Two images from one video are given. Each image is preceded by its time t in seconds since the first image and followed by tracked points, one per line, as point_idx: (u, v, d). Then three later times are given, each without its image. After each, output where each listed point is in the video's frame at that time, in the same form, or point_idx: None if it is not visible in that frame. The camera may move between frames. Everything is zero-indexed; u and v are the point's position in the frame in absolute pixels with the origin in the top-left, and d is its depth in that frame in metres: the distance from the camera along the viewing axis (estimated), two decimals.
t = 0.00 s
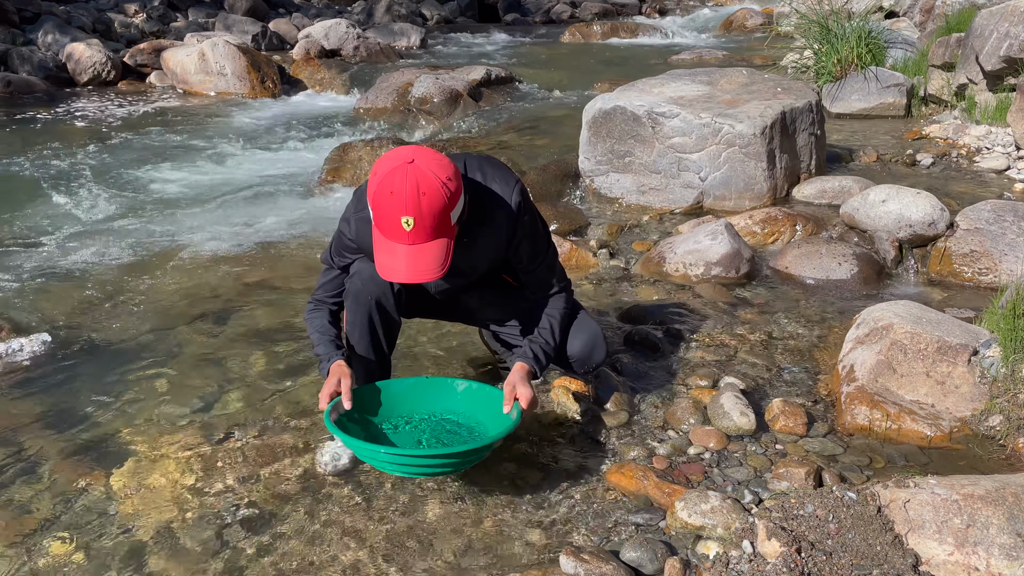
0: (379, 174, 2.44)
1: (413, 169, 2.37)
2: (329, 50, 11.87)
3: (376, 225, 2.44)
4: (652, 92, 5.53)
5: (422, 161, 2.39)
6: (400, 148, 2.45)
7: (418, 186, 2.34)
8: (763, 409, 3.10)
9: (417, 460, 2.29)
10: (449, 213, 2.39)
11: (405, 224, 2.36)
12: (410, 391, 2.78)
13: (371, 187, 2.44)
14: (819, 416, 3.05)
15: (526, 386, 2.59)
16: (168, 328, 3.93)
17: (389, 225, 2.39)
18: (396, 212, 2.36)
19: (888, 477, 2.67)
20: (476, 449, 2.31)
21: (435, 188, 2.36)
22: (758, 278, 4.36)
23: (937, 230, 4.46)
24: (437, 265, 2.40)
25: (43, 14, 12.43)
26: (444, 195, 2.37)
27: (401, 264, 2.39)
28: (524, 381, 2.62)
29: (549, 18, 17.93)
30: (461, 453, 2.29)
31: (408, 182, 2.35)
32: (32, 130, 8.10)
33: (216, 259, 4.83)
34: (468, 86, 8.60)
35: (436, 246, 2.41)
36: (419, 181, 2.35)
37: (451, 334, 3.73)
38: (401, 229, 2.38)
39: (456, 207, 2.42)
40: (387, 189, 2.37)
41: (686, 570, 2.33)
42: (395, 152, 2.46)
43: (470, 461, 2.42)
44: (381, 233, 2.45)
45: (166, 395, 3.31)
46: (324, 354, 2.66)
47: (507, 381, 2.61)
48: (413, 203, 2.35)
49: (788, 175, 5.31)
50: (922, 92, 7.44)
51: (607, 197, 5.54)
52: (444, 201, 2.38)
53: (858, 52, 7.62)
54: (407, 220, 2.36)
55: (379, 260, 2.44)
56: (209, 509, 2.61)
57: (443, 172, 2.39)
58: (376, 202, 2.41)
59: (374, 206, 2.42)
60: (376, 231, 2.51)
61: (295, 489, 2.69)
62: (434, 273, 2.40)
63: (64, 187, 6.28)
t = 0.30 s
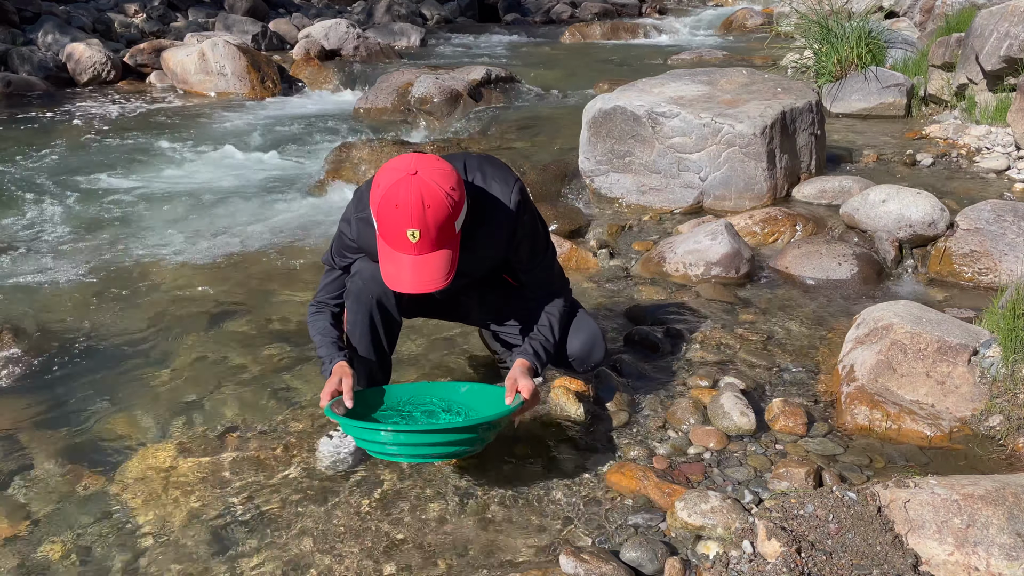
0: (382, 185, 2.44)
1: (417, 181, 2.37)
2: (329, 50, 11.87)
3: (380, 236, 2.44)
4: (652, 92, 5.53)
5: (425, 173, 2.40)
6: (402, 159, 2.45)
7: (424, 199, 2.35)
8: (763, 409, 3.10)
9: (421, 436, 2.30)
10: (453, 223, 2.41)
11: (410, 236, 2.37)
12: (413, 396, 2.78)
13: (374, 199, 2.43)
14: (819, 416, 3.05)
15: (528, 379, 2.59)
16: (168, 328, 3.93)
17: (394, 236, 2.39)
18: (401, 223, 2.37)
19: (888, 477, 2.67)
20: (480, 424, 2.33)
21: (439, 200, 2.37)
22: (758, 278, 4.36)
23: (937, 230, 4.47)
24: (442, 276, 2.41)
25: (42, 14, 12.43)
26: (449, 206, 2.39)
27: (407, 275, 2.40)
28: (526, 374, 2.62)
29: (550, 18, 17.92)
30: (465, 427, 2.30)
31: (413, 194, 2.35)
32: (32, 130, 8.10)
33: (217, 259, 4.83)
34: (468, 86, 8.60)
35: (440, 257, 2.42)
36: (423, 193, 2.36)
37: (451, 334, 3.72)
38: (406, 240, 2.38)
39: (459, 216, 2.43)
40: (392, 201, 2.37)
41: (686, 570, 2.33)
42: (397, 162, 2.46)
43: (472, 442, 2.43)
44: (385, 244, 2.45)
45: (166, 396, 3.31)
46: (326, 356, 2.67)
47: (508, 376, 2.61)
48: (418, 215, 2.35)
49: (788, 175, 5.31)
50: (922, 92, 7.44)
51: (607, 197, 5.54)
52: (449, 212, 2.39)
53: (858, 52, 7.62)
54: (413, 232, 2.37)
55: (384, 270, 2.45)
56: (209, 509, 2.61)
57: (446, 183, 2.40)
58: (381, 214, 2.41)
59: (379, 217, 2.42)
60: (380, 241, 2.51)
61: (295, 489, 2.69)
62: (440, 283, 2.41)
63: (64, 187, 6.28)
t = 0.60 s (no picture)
0: (383, 188, 2.44)
1: (418, 184, 2.38)
2: (329, 50, 11.87)
3: (381, 239, 2.44)
4: (652, 92, 5.53)
5: (425, 175, 2.40)
6: (403, 162, 2.45)
7: (425, 202, 2.36)
8: (763, 409, 3.10)
9: (418, 424, 2.29)
10: (454, 226, 2.41)
11: (412, 240, 2.38)
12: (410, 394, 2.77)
13: (375, 202, 2.44)
14: (819, 416, 3.05)
15: (525, 377, 2.59)
16: (168, 328, 3.94)
17: (396, 240, 2.40)
18: (403, 227, 2.37)
19: (888, 477, 2.67)
20: (478, 408, 2.32)
21: (440, 203, 2.38)
22: (758, 278, 4.36)
23: (937, 230, 4.47)
24: (444, 278, 2.42)
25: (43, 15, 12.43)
26: (450, 209, 2.39)
27: (409, 278, 2.40)
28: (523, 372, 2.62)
29: (550, 18, 17.93)
30: (462, 411, 2.29)
31: (414, 198, 2.36)
32: (32, 130, 8.10)
33: (216, 259, 4.83)
34: (468, 86, 8.60)
35: (442, 259, 2.43)
36: (424, 197, 2.36)
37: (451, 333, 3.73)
38: (407, 244, 2.39)
39: (460, 219, 2.44)
40: (393, 204, 2.38)
41: (686, 570, 2.33)
42: (397, 165, 2.46)
43: (471, 429, 2.42)
44: (386, 247, 2.45)
45: (166, 396, 3.31)
46: (325, 355, 2.67)
47: (506, 374, 2.61)
48: (420, 219, 2.36)
49: (788, 175, 5.31)
50: (922, 92, 7.44)
51: (607, 197, 5.54)
52: (450, 215, 2.39)
53: (857, 52, 7.63)
54: (415, 236, 2.37)
55: (385, 273, 2.45)
56: (210, 510, 2.61)
57: (447, 186, 2.40)
58: (381, 217, 2.41)
59: (380, 220, 2.42)
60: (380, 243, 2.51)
61: (296, 489, 2.69)
62: (442, 286, 2.42)
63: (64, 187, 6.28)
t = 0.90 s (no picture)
0: (382, 185, 2.45)
1: (417, 178, 2.39)
2: (329, 50, 11.87)
3: (380, 235, 2.45)
4: (652, 92, 5.53)
5: (424, 171, 2.42)
6: (402, 159, 2.47)
7: (424, 196, 2.36)
8: (763, 409, 3.10)
9: (421, 414, 2.28)
10: (453, 221, 2.42)
11: (411, 234, 2.38)
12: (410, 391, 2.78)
13: (375, 198, 2.44)
14: (819, 416, 3.05)
15: (525, 376, 2.61)
16: (168, 328, 3.94)
17: (395, 235, 2.40)
18: (403, 222, 2.37)
19: (888, 477, 2.67)
20: (480, 397, 2.33)
21: (439, 197, 2.38)
22: (758, 278, 4.36)
23: (937, 230, 4.47)
24: (444, 273, 2.42)
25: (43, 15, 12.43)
26: (449, 203, 2.40)
27: (409, 273, 2.40)
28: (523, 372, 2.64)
29: (549, 18, 17.93)
30: (465, 401, 2.30)
31: (413, 192, 2.37)
32: (32, 130, 8.10)
33: (216, 259, 4.83)
34: (468, 86, 8.60)
35: (441, 255, 2.43)
36: (424, 191, 2.37)
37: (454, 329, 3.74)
38: (407, 239, 2.39)
39: (459, 214, 2.44)
40: (393, 199, 2.38)
41: (686, 570, 2.33)
42: (397, 162, 2.48)
43: (471, 422, 2.42)
44: (386, 243, 2.45)
45: (166, 396, 3.31)
46: (324, 358, 2.67)
47: (506, 374, 2.64)
48: (420, 213, 2.36)
49: (788, 175, 5.31)
50: (922, 92, 7.44)
51: (607, 197, 5.54)
52: (449, 209, 2.40)
53: (857, 52, 7.63)
54: (414, 230, 2.37)
55: (385, 270, 2.45)
56: (211, 510, 2.61)
57: (446, 181, 2.42)
58: (381, 213, 2.42)
59: (379, 216, 2.43)
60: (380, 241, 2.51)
61: (296, 490, 2.69)
62: (442, 281, 2.41)
63: (63, 187, 6.28)
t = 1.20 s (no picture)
0: (383, 186, 2.45)
1: (417, 179, 2.40)
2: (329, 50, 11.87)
3: (381, 236, 2.45)
4: (652, 92, 5.53)
5: (424, 172, 2.43)
6: (402, 160, 2.48)
7: (425, 197, 2.37)
8: (763, 409, 3.10)
9: (423, 405, 2.26)
10: (454, 221, 2.42)
11: (412, 235, 2.38)
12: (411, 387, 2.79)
13: (375, 200, 2.45)
14: (819, 416, 3.05)
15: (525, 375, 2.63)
16: (167, 328, 3.93)
17: (396, 236, 2.40)
18: (403, 222, 2.37)
19: (888, 477, 2.67)
20: (484, 390, 2.30)
21: (440, 197, 2.39)
22: (758, 278, 4.36)
23: (937, 230, 4.47)
24: (445, 274, 2.41)
25: (43, 15, 12.44)
26: (450, 204, 2.41)
27: (409, 274, 2.39)
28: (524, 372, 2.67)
29: (549, 18, 17.93)
30: (466, 393, 2.27)
31: (414, 192, 2.37)
32: (31, 130, 8.10)
33: (216, 258, 4.83)
34: (468, 86, 8.60)
35: (442, 256, 2.43)
36: (424, 191, 2.38)
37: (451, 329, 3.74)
38: (407, 239, 2.39)
39: (460, 215, 2.45)
40: (393, 200, 2.39)
41: (686, 570, 2.33)
42: (396, 164, 2.49)
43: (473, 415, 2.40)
44: (386, 244, 2.45)
45: (166, 395, 3.31)
46: (324, 360, 2.66)
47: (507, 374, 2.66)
48: (421, 213, 2.37)
49: (788, 175, 5.31)
50: (922, 92, 7.44)
51: (607, 196, 5.54)
52: (450, 210, 2.41)
53: (857, 52, 7.63)
54: (415, 230, 2.37)
55: (385, 271, 2.44)
56: (211, 509, 2.61)
57: (446, 181, 2.43)
58: (381, 214, 2.42)
59: (379, 217, 2.43)
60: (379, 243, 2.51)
61: (297, 490, 2.69)
62: (443, 282, 2.41)
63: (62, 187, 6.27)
